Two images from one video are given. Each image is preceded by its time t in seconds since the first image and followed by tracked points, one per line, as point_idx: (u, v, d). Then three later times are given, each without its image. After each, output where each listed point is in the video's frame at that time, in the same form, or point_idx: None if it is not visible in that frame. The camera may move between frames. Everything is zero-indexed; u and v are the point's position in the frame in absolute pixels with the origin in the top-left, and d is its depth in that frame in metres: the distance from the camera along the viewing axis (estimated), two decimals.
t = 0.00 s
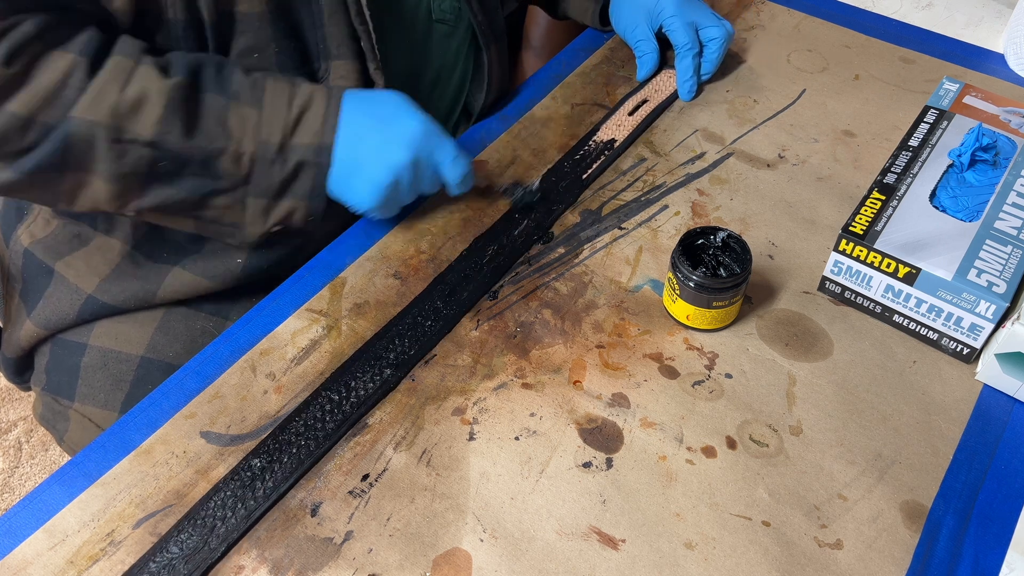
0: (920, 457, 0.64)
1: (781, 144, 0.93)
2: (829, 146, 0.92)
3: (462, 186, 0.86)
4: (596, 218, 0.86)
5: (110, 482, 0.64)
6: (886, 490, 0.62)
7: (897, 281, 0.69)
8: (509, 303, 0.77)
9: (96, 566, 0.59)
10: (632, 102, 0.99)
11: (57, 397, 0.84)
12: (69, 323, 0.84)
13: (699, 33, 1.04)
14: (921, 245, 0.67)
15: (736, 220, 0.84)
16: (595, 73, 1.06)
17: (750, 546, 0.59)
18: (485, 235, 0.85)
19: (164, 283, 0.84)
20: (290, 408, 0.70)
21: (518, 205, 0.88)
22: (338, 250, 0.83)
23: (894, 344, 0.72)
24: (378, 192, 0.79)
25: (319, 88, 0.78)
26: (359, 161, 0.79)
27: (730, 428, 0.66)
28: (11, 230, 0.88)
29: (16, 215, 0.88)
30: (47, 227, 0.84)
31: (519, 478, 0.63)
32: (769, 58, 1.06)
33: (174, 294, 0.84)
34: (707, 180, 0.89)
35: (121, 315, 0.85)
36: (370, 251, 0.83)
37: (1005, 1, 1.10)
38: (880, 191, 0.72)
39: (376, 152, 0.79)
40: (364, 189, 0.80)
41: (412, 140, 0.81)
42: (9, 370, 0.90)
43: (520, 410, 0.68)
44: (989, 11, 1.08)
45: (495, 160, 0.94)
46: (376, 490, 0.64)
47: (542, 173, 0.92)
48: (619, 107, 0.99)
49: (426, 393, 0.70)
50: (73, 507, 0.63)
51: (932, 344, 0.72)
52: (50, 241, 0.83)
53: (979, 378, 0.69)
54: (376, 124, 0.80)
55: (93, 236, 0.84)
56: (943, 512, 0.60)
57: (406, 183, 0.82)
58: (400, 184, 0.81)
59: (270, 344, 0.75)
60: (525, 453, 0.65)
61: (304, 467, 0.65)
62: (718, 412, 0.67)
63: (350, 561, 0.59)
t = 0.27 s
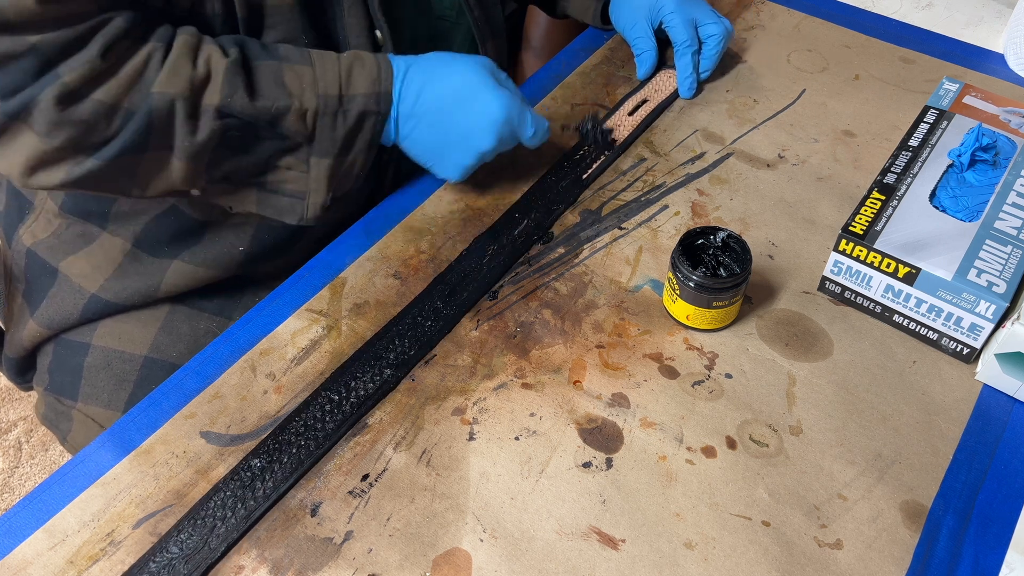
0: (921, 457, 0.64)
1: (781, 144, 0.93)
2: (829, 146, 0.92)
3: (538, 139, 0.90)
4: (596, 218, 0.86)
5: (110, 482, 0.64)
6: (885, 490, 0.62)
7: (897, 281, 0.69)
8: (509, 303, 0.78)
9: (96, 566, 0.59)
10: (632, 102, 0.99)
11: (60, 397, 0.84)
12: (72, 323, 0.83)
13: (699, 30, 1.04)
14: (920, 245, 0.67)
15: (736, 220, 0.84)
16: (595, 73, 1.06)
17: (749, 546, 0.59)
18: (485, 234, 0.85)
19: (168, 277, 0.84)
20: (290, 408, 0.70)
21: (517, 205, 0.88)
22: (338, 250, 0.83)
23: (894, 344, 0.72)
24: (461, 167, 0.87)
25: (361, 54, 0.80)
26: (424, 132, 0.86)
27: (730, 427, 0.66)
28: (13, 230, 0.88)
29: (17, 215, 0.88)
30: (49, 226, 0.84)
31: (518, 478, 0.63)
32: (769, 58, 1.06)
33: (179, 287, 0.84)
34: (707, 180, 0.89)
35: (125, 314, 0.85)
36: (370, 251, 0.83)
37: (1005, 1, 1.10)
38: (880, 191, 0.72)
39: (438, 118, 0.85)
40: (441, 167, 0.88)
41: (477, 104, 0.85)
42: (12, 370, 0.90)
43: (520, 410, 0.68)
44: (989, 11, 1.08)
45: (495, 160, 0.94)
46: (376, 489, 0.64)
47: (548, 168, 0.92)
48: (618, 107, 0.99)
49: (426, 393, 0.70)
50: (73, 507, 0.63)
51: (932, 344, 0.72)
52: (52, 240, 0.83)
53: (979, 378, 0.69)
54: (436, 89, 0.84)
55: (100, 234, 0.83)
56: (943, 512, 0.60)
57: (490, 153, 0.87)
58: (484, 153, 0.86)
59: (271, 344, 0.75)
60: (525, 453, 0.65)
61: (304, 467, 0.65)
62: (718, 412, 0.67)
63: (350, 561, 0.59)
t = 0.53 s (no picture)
0: (920, 456, 0.64)
1: (781, 144, 0.93)
2: (829, 146, 0.92)
3: (546, 146, 0.90)
4: (596, 218, 0.86)
5: (110, 482, 0.64)
6: (885, 490, 0.62)
7: (897, 281, 0.69)
8: (509, 303, 0.78)
9: (96, 565, 0.59)
10: (632, 103, 0.99)
11: (59, 395, 0.84)
12: (72, 320, 0.83)
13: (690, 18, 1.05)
14: (920, 245, 0.67)
15: (736, 220, 0.84)
16: (595, 73, 1.06)
17: (750, 546, 0.59)
18: (485, 234, 0.85)
19: (166, 275, 0.83)
20: (290, 408, 0.70)
21: (518, 204, 0.88)
22: (338, 250, 0.83)
23: (894, 345, 0.72)
24: (477, 138, 0.83)
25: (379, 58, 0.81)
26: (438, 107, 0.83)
27: (730, 427, 0.66)
28: (14, 227, 0.87)
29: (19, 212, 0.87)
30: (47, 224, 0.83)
31: (518, 478, 0.63)
32: (769, 57, 1.06)
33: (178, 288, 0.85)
34: (707, 180, 0.89)
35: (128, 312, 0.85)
36: (370, 251, 0.83)
37: (1005, 2, 1.10)
38: (880, 191, 0.72)
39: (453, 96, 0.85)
40: (456, 145, 0.83)
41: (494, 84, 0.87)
42: (11, 367, 0.90)
43: (520, 410, 0.68)
44: (989, 11, 1.08)
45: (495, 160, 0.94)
46: (376, 489, 0.64)
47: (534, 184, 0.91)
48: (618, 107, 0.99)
49: (426, 393, 0.70)
50: (72, 507, 0.63)
51: (932, 344, 0.72)
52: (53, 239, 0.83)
53: (979, 378, 0.69)
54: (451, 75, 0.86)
55: (102, 233, 0.83)
56: (943, 512, 0.60)
57: (503, 134, 0.85)
58: (502, 127, 0.85)
59: (271, 344, 0.75)
60: (525, 453, 0.65)
61: (304, 466, 0.65)
62: (719, 412, 0.67)
63: (350, 561, 0.59)
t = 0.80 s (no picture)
0: (921, 456, 0.64)
1: (781, 144, 0.93)
2: (829, 146, 0.92)
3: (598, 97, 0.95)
4: (596, 218, 0.86)
5: (110, 482, 0.64)
6: (885, 490, 0.62)
7: (897, 281, 0.69)
8: (509, 303, 0.78)
9: (96, 566, 0.59)
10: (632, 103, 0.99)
11: (70, 393, 0.84)
12: (86, 318, 0.83)
13: (665, 16, 1.06)
14: (920, 245, 0.67)
15: (737, 220, 0.84)
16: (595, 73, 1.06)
17: (749, 546, 0.59)
18: (485, 234, 0.85)
19: (183, 266, 0.83)
20: (290, 408, 0.70)
21: (518, 204, 0.88)
22: (338, 250, 0.83)
23: (893, 345, 0.72)
24: (546, 82, 0.86)
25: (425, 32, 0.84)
26: (499, 66, 0.87)
27: (730, 428, 0.66)
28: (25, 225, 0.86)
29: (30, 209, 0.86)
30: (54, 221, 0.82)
31: (519, 478, 0.63)
32: (769, 57, 1.06)
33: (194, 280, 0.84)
34: (707, 180, 0.89)
35: (141, 310, 0.84)
36: (370, 250, 0.83)
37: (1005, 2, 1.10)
38: (880, 191, 0.72)
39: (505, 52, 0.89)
40: (524, 95, 0.85)
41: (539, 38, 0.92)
42: (19, 367, 0.89)
43: (520, 410, 0.68)
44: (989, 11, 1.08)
45: (495, 160, 0.94)
46: (376, 490, 0.64)
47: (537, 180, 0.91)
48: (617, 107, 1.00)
49: (426, 393, 0.70)
50: (72, 507, 0.63)
51: (932, 344, 0.72)
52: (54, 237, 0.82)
53: (979, 378, 0.69)
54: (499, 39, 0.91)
55: (116, 228, 0.82)
56: (943, 512, 0.60)
57: (568, 78, 0.89)
58: (564, 71, 0.89)
59: (270, 344, 0.75)
60: (525, 453, 0.65)
61: (304, 466, 0.65)
62: (719, 412, 0.67)
63: (350, 561, 0.59)
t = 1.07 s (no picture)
0: (921, 456, 0.64)
1: (781, 144, 0.93)
2: (829, 146, 0.92)
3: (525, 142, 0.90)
4: (596, 218, 0.86)
5: (110, 482, 0.64)
6: (885, 490, 0.62)
7: (897, 281, 0.69)
8: (509, 303, 0.78)
9: (96, 566, 0.59)
10: (631, 102, 0.99)
11: (67, 391, 0.84)
12: (83, 316, 0.83)
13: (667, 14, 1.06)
14: (920, 245, 0.67)
15: (736, 220, 0.84)
16: (596, 73, 1.06)
17: (749, 546, 0.59)
18: (485, 234, 0.84)
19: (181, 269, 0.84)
20: (290, 409, 0.70)
21: (518, 204, 0.88)
22: (338, 250, 0.83)
23: (894, 345, 0.72)
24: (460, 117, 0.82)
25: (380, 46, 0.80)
26: (420, 92, 0.81)
27: (730, 427, 0.66)
28: (21, 221, 0.86)
29: (26, 206, 0.85)
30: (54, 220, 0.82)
31: (518, 478, 0.63)
32: (769, 57, 1.06)
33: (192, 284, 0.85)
34: (707, 181, 0.89)
35: (138, 308, 0.84)
36: (370, 251, 0.83)
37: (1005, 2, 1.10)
38: (880, 191, 0.72)
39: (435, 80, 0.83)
40: (435, 128, 0.81)
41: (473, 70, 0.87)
42: (15, 364, 0.89)
43: (520, 410, 0.68)
44: (989, 11, 1.08)
45: (495, 161, 0.94)
46: (376, 490, 0.64)
47: (537, 180, 0.91)
48: (616, 107, 0.99)
49: (426, 393, 0.70)
50: (73, 507, 0.63)
51: (932, 344, 0.72)
52: (54, 235, 0.82)
53: (979, 378, 0.69)
54: (432, 62, 0.85)
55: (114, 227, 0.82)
56: (943, 512, 0.60)
57: (486, 116, 0.86)
58: (480, 111, 0.85)
59: (271, 344, 0.75)
60: (525, 453, 0.65)
61: (305, 466, 0.65)
62: (719, 412, 0.67)
63: (350, 561, 0.59)
